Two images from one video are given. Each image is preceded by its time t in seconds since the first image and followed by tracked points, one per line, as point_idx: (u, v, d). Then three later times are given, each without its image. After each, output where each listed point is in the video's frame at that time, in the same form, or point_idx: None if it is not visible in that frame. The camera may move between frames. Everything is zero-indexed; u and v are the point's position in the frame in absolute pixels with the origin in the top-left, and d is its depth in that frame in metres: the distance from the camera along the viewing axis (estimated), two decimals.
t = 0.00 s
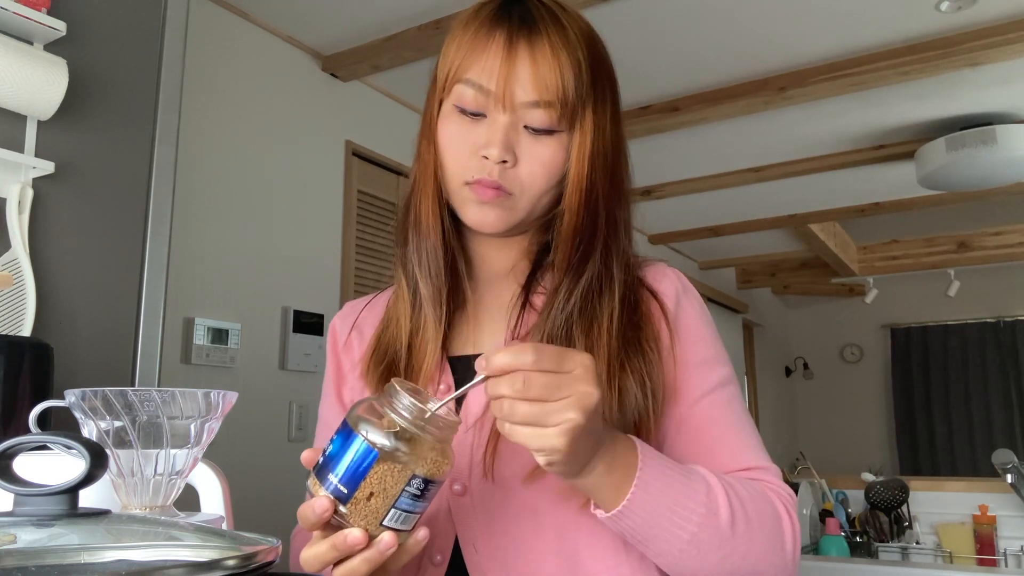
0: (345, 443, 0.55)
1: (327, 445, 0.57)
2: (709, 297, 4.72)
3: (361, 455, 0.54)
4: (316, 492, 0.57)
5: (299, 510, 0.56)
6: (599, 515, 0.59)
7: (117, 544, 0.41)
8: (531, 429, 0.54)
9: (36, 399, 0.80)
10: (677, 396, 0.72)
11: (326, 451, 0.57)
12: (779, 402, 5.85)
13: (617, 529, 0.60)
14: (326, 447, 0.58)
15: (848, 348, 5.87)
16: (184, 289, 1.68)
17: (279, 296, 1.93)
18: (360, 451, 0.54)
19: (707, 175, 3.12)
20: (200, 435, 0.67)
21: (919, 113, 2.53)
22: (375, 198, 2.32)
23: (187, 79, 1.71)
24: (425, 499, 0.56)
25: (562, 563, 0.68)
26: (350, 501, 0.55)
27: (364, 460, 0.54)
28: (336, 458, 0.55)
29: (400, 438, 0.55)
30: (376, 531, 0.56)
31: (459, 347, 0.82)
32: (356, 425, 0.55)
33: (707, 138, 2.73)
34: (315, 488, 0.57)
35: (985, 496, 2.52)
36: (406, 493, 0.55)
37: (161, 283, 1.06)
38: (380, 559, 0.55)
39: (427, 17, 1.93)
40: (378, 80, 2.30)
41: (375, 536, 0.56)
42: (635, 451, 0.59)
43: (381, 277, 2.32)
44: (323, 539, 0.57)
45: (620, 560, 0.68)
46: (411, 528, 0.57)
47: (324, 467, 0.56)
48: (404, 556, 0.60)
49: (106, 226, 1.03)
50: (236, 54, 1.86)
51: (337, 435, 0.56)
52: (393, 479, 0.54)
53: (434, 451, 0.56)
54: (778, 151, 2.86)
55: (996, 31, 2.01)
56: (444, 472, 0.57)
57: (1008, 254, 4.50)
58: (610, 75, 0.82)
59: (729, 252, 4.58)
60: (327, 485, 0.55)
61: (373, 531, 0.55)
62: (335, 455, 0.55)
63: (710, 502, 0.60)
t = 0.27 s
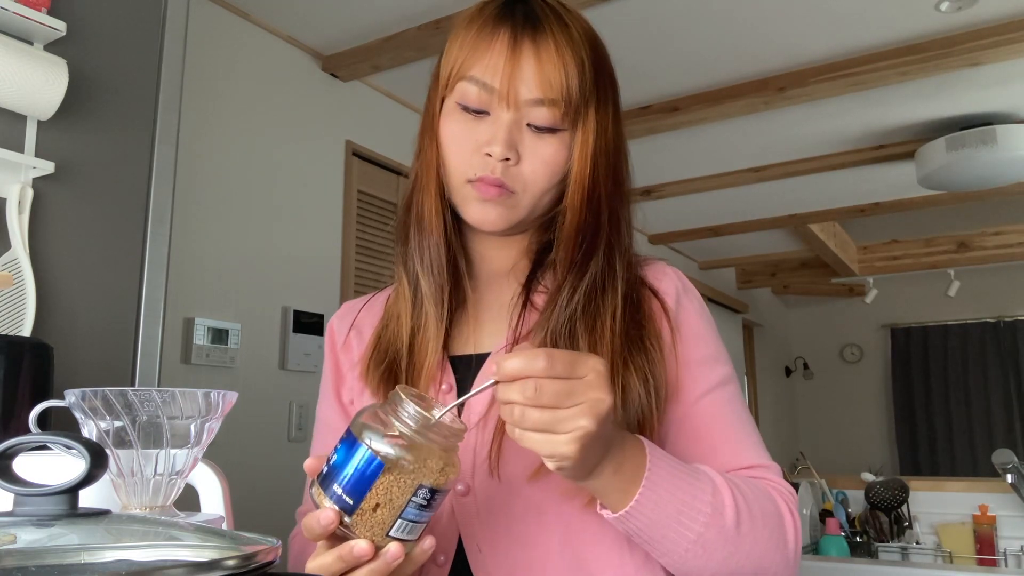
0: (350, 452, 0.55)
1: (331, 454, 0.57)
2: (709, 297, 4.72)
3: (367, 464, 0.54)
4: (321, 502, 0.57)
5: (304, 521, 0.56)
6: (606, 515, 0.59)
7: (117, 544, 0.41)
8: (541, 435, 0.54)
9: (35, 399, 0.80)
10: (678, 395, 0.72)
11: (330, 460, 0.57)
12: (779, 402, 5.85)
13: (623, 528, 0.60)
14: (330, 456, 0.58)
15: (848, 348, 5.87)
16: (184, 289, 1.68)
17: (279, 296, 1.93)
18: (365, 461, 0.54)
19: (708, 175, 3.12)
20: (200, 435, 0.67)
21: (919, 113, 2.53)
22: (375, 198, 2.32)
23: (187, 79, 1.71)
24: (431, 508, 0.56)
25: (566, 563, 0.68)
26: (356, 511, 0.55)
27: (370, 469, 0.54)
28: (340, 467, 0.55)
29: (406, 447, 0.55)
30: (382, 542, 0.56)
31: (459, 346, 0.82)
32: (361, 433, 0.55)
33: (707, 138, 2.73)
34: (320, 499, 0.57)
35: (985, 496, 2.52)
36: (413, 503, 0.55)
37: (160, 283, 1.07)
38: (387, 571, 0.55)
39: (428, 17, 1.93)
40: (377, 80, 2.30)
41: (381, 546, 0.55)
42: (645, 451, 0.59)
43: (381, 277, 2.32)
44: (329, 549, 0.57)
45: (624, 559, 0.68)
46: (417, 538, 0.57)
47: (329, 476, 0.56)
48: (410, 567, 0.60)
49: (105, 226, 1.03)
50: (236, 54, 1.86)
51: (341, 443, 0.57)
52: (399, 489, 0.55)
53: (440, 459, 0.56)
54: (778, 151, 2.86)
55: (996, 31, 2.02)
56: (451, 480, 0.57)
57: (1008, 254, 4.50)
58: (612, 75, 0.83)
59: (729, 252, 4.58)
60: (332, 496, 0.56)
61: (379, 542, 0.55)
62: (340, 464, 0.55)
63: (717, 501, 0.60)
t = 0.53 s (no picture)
0: (340, 469, 0.55)
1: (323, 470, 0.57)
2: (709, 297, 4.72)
3: (358, 482, 0.54)
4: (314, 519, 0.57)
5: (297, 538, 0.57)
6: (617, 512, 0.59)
7: (117, 544, 0.41)
8: (564, 427, 0.54)
9: (35, 399, 0.80)
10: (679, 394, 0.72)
11: (322, 475, 0.57)
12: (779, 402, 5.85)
13: (635, 525, 0.60)
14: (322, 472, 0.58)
15: (848, 348, 5.87)
16: (184, 289, 1.68)
17: (279, 296, 1.93)
18: (356, 478, 0.54)
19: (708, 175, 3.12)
20: (200, 435, 0.67)
21: (919, 113, 2.53)
22: (375, 198, 2.32)
23: (187, 79, 1.71)
24: (426, 523, 0.56)
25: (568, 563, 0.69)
26: (348, 529, 0.55)
27: (362, 486, 0.54)
28: (332, 485, 0.55)
29: (397, 463, 0.55)
30: (376, 559, 0.55)
31: (459, 345, 0.82)
32: (352, 450, 0.55)
33: (707, 138, 2.72)
34: (312, 516, 0.57)
35: (985, 496, 2.52)
36: (406, 520, 0.55)
37: (160, 283, 1.07)
38: None
39: (428, 17, 1.93)
40: (378, 80, 2.30)
41: (375, 564, 0.55)
42: (661, 450, 0.59)
43: (381, 277, 2.32)
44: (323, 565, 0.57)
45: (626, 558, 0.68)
46: (412, 553, 0.57)
47: (320, 492, 0.56)
48: None
49: (104, 226, 1.03)
50: (236, 54, 1.86)
51: (332, 459, 0.57)
52: (391, 507, 0.54)
53: (433, 474, 0.56)
54: (778, 151, 2.86)
55: (996, 31, 2.01)
56: (445, 495, 0.57)
57: (1008, 254, 4.49)
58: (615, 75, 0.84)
59: (729, 252, 4.58)
60: (325, 513, 0.56)
61: (373, 558, 0.55)
62: (331, 481, 0.55)
63: (727, 499, 0.60)
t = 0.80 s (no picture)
0: (313, 467, 0.55)
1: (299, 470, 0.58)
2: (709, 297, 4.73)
3: (330, 478, 0.54)
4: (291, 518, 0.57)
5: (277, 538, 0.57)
6: (647, 537, 0.57)
7: (117, 544, 0.41)
8: (620, 468, 0.48)
9: (35, 399, 0.80)
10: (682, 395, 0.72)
11: (297, 476, 0.57)
12: (779, 402, 5.85)
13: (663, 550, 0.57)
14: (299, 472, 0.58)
15: (848, 348, 5.87)
16: (184, 289, 1.68)
17: (279, 296, 1.93)
18: (328, 474, 0.54)
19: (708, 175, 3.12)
20: (200, 435, 0.67)
21: (919, 113, 2.53)
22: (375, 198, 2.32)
23: (187, 79, 1.71)
24: (401, 517, 0.56)
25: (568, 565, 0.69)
26: (323, 525, 0.55)
27: (334, 481, 0.54)
28: (306, 484, 0.55)
29: (369, 457, 0.55)
30: (353, 555, 0.55)
31: (461, 346, 0.82)
32: (325, 448, 0.56)
33: (707, 138, 2.72)
34: (290, 516, 0.57)
35: (985, 496, 2.52)
36: (380, 513, 0.54)
37: (160, 283, 1.07)
38: None
39: (428, 17, 1.93)
40: (378, 80, 2.30)
41: (351, 560, 0.55)
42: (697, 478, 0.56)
43: (381, 277, 2.32)
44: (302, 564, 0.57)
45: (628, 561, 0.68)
46: (391, 548, 0.57)
47: (295, 491, 0.57)
48: None
49: (104, 226, 1.03)
50: (236, 54, 1.86)
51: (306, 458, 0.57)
52: (364, 502, 0.54)
53: (406, 467, 0.56)
54: (778, 151, 2.86)
55: (996, 31, 2.01)
56: (420, 487, 0.56)
57: (1008, 254, 4.49)
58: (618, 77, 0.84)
59: (729, 252, 4.58)
60: (301, 511, 0.56)
61: (349, 554, 0.55)
62: (304, 479, 0.56)
63: (749, 514, 0.58)
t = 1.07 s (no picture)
0: (312, 439, 0.54)
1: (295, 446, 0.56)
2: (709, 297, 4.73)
3: (329, 449, 0.53)
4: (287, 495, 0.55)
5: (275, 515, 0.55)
6: None
7: (117, 544, 0.41)
8: (658, 521, 0.48)
9: (34, 399, 0.80)
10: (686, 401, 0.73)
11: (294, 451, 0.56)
12: (779, 402, 5.85)
13: None
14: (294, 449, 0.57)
15: (848, 348, 5.87)
16: (185, 289, 1.68)
17: (279, 296, 1.93)
18: (328, 445, 0.53)
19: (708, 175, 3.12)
20: (200, 435, 0.67)
21: (919, 113, 2.53)
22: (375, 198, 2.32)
23: (188, 79, 1.71)
24: (402, 484, 0.55)
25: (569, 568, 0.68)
26: (324, 495, 0.54)
27: (334, 452, 0.53)
28: (305, 456, 0.54)
29: (369, 427, 0.54)
30: (355, 524, 0.54)
31: (462, 346, 0.82)
32: (321, 420, 0.55)
33: (707, 138, 2.72)
34: (287, 492, 0.56)
35: (985, 496, 2.52)
36: (381, 480, 0.54)
37: (160, 284, 1.07)
38: (362, 549, 0.54)
39: (428, 17, 1.93)
40: (378, 80, 2.30)
41: (354, 529, 0.54)
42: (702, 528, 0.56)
43: (381, 277, 2.32)
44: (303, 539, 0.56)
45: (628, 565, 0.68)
46: (393, 517, 0.56)
47: (293, 466, 0.55)
48: (388, 548, 0.58)
49: (104, 226, 1.03)
50: (236, 54, 1.86)
51: (304, 433, 0.56)
52: (366, 469, 0.53)
53: (403, 436, 0.56)
54: (778, 151, 2.87)
55: (996, 31, 2.01)
56: (418, 454, 0.56)
57: (1008, 254, 4.49)
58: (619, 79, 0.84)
59: (729, 252, 4.58)
60: (300, 486, 0.54)
61: (352, 524, 0.54)
62: (303, 452, 0.54)
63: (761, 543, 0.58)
